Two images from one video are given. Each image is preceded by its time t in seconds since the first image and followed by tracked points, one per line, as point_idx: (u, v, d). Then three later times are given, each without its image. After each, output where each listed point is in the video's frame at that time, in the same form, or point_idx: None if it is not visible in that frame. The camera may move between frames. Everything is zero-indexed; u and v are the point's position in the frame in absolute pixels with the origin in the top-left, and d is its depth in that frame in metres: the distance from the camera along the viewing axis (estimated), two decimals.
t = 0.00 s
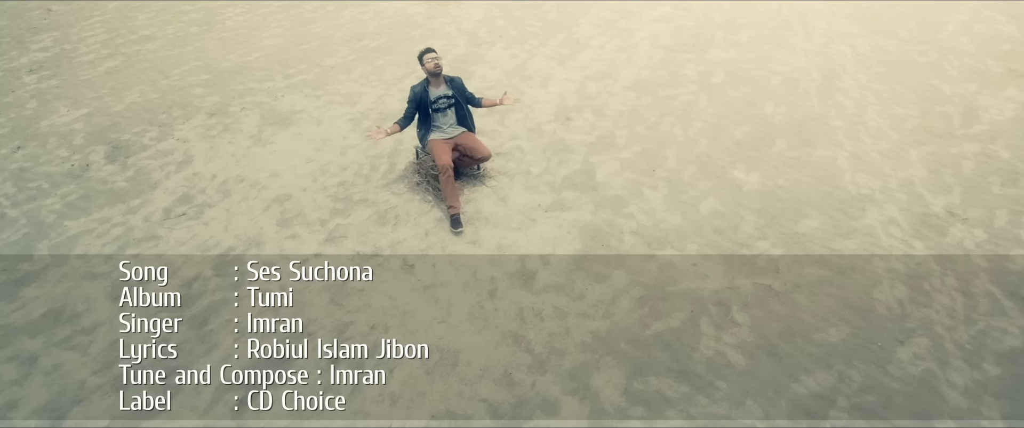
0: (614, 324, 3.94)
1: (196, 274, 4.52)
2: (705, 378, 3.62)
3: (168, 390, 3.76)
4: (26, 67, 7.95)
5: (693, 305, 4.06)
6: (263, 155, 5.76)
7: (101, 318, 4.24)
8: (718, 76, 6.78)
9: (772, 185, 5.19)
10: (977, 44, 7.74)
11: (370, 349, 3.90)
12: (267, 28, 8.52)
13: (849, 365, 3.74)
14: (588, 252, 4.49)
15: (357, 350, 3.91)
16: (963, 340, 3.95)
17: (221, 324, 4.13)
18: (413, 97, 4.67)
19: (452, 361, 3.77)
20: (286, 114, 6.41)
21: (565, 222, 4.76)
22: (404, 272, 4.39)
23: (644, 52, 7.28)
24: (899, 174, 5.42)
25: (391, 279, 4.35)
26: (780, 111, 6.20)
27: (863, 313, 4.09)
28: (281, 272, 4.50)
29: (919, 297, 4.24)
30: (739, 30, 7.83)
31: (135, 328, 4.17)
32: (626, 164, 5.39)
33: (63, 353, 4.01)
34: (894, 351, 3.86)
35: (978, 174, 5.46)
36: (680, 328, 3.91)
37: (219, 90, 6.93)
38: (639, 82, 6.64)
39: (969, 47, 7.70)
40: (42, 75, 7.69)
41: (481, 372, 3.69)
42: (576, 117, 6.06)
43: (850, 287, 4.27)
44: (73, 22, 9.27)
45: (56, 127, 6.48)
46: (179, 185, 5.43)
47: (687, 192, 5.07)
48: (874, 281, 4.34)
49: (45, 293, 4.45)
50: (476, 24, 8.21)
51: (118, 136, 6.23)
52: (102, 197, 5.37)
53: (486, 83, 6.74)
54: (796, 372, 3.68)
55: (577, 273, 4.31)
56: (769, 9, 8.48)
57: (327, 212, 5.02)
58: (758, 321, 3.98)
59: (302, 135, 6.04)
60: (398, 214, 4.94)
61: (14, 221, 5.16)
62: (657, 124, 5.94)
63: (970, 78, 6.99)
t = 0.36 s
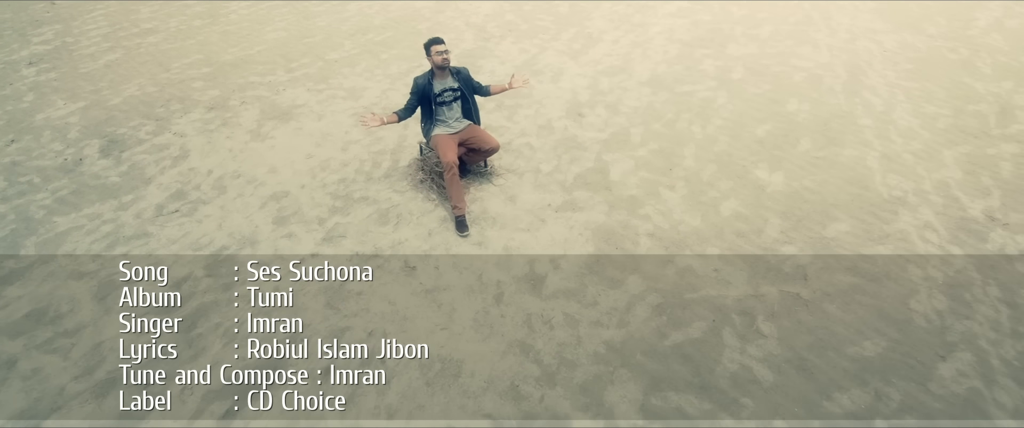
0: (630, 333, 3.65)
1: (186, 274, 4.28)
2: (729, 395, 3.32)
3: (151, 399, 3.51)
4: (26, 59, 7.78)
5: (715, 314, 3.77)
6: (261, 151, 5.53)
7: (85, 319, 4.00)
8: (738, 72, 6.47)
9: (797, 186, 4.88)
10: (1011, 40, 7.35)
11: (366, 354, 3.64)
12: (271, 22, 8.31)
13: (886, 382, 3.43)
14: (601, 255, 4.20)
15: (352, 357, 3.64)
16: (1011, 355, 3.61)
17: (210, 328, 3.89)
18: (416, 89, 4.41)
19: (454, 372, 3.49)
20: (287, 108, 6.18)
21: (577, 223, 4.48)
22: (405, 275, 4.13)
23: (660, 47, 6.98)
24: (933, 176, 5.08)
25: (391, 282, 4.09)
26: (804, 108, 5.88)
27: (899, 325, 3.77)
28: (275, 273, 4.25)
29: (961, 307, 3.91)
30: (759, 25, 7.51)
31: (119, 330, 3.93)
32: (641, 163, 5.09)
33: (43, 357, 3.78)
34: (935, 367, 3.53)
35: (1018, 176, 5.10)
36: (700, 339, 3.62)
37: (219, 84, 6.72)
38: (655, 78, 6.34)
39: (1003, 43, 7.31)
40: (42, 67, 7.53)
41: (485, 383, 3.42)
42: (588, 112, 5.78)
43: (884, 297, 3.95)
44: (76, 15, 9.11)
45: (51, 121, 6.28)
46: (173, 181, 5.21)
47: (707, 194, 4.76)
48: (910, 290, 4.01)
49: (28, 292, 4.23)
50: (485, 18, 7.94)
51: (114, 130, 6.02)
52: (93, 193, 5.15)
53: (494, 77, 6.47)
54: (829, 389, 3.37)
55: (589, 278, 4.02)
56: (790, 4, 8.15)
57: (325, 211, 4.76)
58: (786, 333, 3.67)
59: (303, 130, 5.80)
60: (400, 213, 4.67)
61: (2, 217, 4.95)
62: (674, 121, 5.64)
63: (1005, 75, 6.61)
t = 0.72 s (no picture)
0: (650, 354, 3.36)
1: (178, 281, 4.06)
2: (759, 423, 3.02)
3: (131, 419, 3.25)
4: (30, 59, 7.65)
5: (742, 334, 3.47)
6: (262, 153, 5.31)
7: (69, 329, 3.76)
8: (761, 76, 6.17)
9: (827, 196, 4.58)
10: None
11: (367, 355, 3.47)
12: (279, 23, 8.15)
13: (934, 412, 3.10)
14: (618, 268, 3.91)
15: (352, 357, 3.47)
16: None
17: (199, 340, 3.64)
18: (423, 89, 4.16)
19: (459, 393, 3.22)
20: (290, 110, 5.96)
21: (591, 233, 4.20)
22: (407, 286, 3.86)
23: (678, 49, 6.70)
24: (973, 186, 4.74)
25: (392, 294, 3.83)
26: (832, 114, 5.58)
27: (946, 349, 3.43)
28: (275, 272, 4.06)
29: (1014, 329, 3.56)
30: (782, 28, 7.22)
31: (119, 330, 3.75)
32: (660, 170, 4.81)
33: (22, 368, 3.54)
34: (989, 396, 3.19)
35: None
36: (727, 362, 3.31)
37: (222, 85, 6.53)
38: (673, 81, 6.06)
39: None
40: (45, 67, 7.40)
41: (492, 406, 3.14)
42: (603, 116, 5.50)
43: (927, 317, 3.62)
44: (84, 15, 9.02)
45: (50, 121, 6.12)
46: (170, 183, 5.00)
47: (730, 204, 4.47)
48: (956, 309, 3.68)
49: (12, 299, 4.01)
50: (497, 19, 7.72)
51: (113, 131, 5.84)
52: (87, 195, 4.95)
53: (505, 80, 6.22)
54: (870, 420, 3.05)
55: (605, 293, 3.74)
56: (813, 6, 7.84)
57: (326, 216, 4.52)
58: (820, 356, 3.37)
59: (305, 132, 5.58)
60: (404, 220, 4.42)
61: None
62: (694, 126, 5.36)
63: None
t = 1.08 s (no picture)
0: (674, 388, 3.06)
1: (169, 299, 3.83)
2: None
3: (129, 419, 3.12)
4: (38, 68, 7.57)
5: (775, 368, 3.16)
6: (264, 164, 5.10)
7: (50, 349, 3.53)
8: (786, 91, 5.91)
9: (861, 217, 4.28)
10: None
11: (367, 356, 3.35)
12: (288, 33, 8.03)
13: None
14: (638, 294, 3.62)
15: (352, 357, 3.36)
16: None
17: (188, 364, 3.39)
18: (432, 100, 3.93)
19: None
20: (296, 121, 5.78)
21: (609, 253, 3.92)
22: (411, 309, 3.60)
23: (698, 62, 6.46)
24: (1020, 208, 4.40)
25: (395, 316, 3.57)
26: (862, 131, 5.29)
27: (1004, 388, 3.09)
28: (275, 272, 3.97)
29: None
30: (805, 41, 6.96)
31: (118, 330, 3.63)
32: (682, 186, 4.54)
33: None
34: None
35: None
36: (760, 398, 3.01)
37: (228, 94, 6.37)
38: (693, 95, 5.81)
39: None
40: (51, 76, 7.29)
41: None
42: (620, 130, 5.25)
43: (980, 352, 3.28)
44: (95, 25, 8.97)
45: (51, 129, 5.97)
46: (167, 195, 4.80)
47: (757, 225, 4.18)
48: (1012, 344, 3.33)
49: None
50: (510, 31, 7.53)
51: (114, 140, 5.68)
52: (82, 206, 4.76)
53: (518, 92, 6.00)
54: None
55: (624, 319, 3.45)
56: (836, 20, 7.59)
57: (327, 232, 4.28)
58: (863, 393, 3.06)
59: (310, 143, 5.37)
60: (410, 237, 4.16)
61: None
62: (717, 141, 5.09)
63: None
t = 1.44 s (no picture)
0: None
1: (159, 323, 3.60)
2: None
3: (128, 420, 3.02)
4: (47, 80, 7.51)
5: (817, 412, 2.85)
6: (266, 180, 4.89)
7: (30, 374, 3.29)
8: (813, 110, 5.64)
9: (903, 245, 3.96)
10: None
11: (368, 356, 3.26)
12: (299, 48, 7.92)
13: None
14: (662, 326, 3.32)
15: (352, 357, 3.28)
16: None
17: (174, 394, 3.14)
18: (446, 116, 3.70)
19: None
20: (302, 135, 5.58)
21: (630, 280, 3.63)
22: (415, 338, 3.33)
23: (719, 79, 6.22)
24: None
25: (398, 346, 3.29)
26: (897, 152, 5.00)
27: None
28: (275, 272, 3.91)
29: None
30: (831, 59, 6.70)
31: (118, 330, 3.56)
32: (707, 209, 4.25)
33: None
34: None
35: None
36: None
37: (235, 108, 6.21)
38: (716, 112, 5.56)
39: None
40: (59, 88, 7.22)
41: None
42: (640, 148, 4.99)
43: None
44: (107, 39, 8.95)
45: (54, 142, 5.83)
46: (165, 211, 4.60)
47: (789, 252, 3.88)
48: None
49: None
50: (524, 47, 7.35)
51: (116, 154, 5.52)
52: (77, 221, 4.57)
53: (532, 108, 5.77)
54: None
55: (648, 353, 3.15)
56: (862, 38, 7.33)
57: (329, 253, 4.04)
58: None
59: (316, 159, 5.17)
60: (416, 259, 3.90)
61: None
62: (743, 161, 4.82)
63: None
